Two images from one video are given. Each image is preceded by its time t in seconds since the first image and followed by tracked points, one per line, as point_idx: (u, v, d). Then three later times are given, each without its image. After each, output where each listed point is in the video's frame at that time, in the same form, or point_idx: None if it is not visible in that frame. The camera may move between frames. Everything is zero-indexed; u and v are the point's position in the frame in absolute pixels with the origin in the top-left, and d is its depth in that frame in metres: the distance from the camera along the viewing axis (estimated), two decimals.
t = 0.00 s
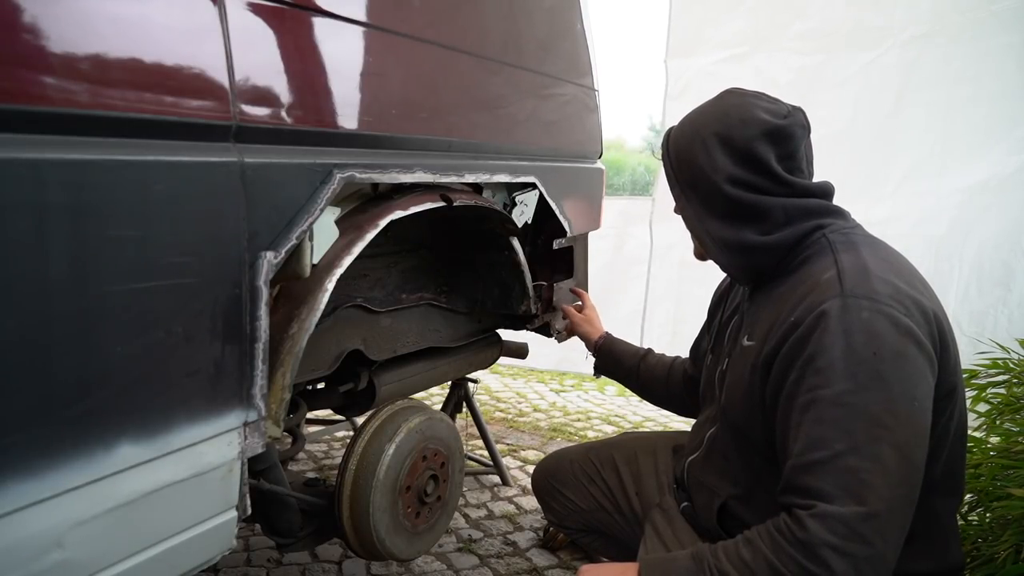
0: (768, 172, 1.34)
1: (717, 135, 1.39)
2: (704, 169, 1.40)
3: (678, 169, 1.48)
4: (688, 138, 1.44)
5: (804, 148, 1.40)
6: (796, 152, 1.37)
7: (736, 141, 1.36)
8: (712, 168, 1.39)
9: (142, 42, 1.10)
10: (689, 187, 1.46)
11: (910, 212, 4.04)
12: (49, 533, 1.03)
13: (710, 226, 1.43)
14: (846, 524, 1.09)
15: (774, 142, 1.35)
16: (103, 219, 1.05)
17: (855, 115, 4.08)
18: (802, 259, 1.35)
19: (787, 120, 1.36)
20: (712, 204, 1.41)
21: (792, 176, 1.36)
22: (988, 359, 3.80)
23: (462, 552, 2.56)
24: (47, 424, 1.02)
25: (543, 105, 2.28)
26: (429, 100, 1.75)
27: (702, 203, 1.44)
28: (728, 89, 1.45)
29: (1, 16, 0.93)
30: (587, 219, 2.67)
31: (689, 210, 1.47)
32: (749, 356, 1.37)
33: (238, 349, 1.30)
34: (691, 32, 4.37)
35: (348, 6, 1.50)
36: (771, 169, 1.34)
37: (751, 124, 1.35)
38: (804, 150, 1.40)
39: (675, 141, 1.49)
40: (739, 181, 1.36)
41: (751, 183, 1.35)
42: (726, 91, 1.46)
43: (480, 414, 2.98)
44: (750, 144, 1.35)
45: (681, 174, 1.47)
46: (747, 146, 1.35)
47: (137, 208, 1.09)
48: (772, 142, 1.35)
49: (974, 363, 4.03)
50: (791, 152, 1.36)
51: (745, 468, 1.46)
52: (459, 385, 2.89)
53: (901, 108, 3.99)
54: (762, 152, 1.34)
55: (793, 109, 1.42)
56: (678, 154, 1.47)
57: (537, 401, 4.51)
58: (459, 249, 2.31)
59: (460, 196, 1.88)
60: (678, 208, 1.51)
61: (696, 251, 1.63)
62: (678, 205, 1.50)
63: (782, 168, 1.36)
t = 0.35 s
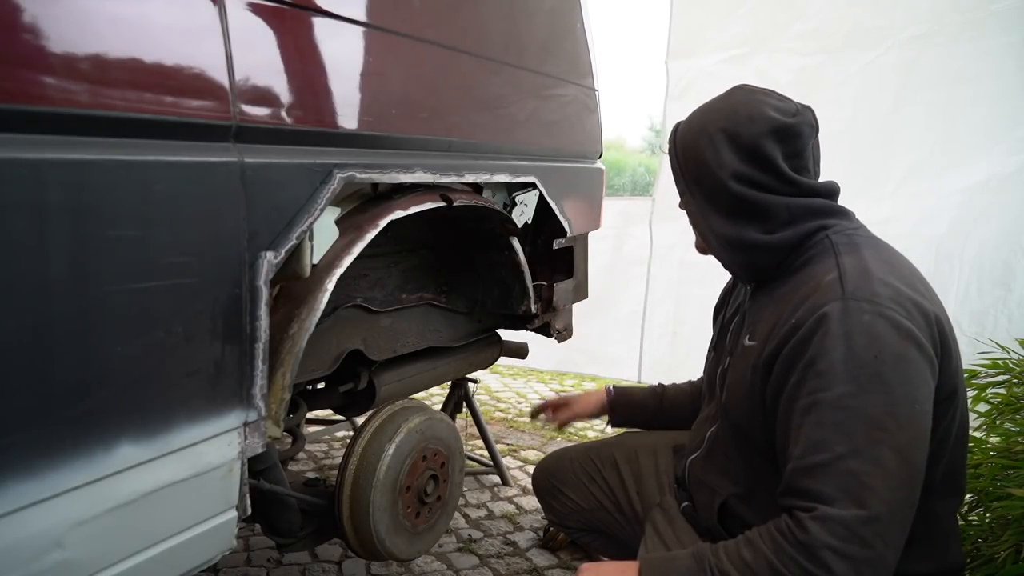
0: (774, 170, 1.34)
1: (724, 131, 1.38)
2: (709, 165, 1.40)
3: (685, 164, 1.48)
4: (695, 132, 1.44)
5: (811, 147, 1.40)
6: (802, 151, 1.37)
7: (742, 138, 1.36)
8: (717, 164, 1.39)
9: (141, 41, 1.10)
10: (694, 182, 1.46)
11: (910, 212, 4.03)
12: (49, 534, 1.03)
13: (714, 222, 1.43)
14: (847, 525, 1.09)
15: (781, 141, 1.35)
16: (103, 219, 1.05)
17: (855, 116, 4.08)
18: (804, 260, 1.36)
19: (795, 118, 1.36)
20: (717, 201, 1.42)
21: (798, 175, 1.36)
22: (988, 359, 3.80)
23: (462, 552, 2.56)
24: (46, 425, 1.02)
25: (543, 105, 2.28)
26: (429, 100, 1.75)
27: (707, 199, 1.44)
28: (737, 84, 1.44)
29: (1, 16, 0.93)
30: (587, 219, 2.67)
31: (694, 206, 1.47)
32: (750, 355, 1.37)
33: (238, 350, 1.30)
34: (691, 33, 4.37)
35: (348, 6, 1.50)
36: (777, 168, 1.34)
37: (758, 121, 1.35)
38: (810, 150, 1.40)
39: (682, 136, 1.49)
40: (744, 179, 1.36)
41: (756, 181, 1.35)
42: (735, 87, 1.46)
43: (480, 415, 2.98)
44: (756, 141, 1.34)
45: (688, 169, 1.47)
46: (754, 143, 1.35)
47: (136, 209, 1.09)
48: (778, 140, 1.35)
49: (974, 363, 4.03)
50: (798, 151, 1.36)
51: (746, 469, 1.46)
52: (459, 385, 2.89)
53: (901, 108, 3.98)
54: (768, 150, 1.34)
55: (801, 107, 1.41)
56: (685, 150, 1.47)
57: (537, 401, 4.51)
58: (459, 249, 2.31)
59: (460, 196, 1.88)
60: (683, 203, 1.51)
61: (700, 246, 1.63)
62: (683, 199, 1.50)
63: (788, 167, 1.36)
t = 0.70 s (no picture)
0: (780, 171, 1.34)
1: (729, 130, 1.38)
2: (715, 165, 1.40)
3: (690, 164, 1.48)
4: (700, 131, 1.44)
5: (817, 147, 1.40)
6: (808, 151, 1.37)
7: (749, 138, 1.36)
8: (723, 165, 1.38)
9: (141, 41, 1.10)
10: (700, 183, 1.46)
11: (909, 212, 4.03)
12: (50, 534, 1.03)
13: (720, 222, 1.43)
14: (849, 526, 1.10)
15: (788, 141, 1.35)
16: (103, 218, 1.04)
17: (854, 115, 4.08)
18: (811, 261, 1.36)
19: (801, 118, 1.36)
20: (723, 201, 1.41)
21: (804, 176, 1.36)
22: (988, 358, 3.80)
23: (462, 552, 2.56)
24: (47, 425, 1.02)
25: (544, 106, 2.28)
26: (430, 100, 1.75)
27: (713, 199, 1.44)
28: (743, 84, 1.44)
29: (1, 16, 0.93)
30: (587, 219, 2.67)
31: (699, 206, 1.47)
32: (755, 357, 1.37)
33: (238, 349, 1.30)
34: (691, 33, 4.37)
35: (348, 6, 1.50)
36: (784, 168, 1.34)
37: (765, 121, 1.34)
38: (816, 150, 1.40)
39: (688, 136, 1.49)
40: (751, 179, 1.36)
41: (762, 181, 1.35)
42: (741, 86, 1.46)
43: (480, 415, 2.98)
44: (763, 142, 1.34)
45: (693, 169, 1.47)
46: (761, 143, 1.34)
47: (137, 210, 1.09)
48: (785, 140, 1.35)
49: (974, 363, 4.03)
50: (805, 151, 1.36)
51: (750, 470, 1.46)
52: (459, 385, 2.89)
53: (900, 108, 3.99)
54: (775, 150, 1.34)
55: (807, 107, 1.41)
56: (690, 149, 1.47)
57: (537, 401, 4.51)
58: (459, 249, 2.31)
59: (460, 196, 1.88)
60: (688, 203, 1.51)
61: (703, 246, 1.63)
62: (688, 198, 1.50)
63: (794, 168, 1.36)
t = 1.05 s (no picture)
0: (782, 173, 1.34)
1: (730, 133, 1.38)
2: (716, 168, 1.40)
3: (690, 167, 1.48)
4: (700, 134, 1.44)
5: (817, 148, 1.40)
6: (808, 152, 1.37)
7: (750, 140, 1.35)
8: (724, 167, 1.38)
9: (141, 42, 1.10)
10: (700, 185, 1.46)
11: (910, 211, 4.03)
12: (50, 534, 1.03)
13: (721, 225, 1.43)
14: (848, 526, 1.10)
15: (788, 142, 1.35)
16: (103, 218, 1.04)
17: (854, 115, 4.08)
18: (811, 263, 1.36)
19: (801, 119, 1.35)
20: (724, 203, 1.41)
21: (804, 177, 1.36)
22: (988, 358, 3.79)
23: (462, 552, 2.55)
24: (47, 425, 1.02)
25: (544, 106, 2.28)
26: (429, 100, 1.74)
27: (712, 202, 1.44)
28: (742, 86, 1.44)
29: (1, 17, 0.93)
30: (587, 219, 2.67)
31: (698, 209, 1.47)
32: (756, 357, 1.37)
33: (238, 350, 1.30)
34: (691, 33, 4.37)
35: (348, 6, 1.50)
36: (785, 169, 1.33)
37: (765, 123, 1.34)
38: (816, 150, 1.40)
39: (687, 137, 1.48)
40: (752, 181, 1.36)
41: (763, 183, 1.35)
42: (740, 87, 1.46)
43: (480, 415, 2.98)
44: (764, 144, 1.34)
45: (694, 171, 1.47)
46: (761, 145, 1.34)
47: (137, 210, 1.09)
48: (786, 142, 1.34)
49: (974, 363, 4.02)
50: (805, 152, 1.36)
51: (750, 471, 1.46)
52: (459, 385, 2.89)
53: (900, 108, 3.99)
54: (776, 152, 1.33)
55: (807, 108, 1.41)
56: (690, 152, 1.46)
57: (537, 401, 4.51)
58: (459, 249, 2.31)
59: (460, 196, 1.88)
60: (688, 205, 1.51)
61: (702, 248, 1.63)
62: (687, 200, 1.50)
63: (796, 169, 1.36)
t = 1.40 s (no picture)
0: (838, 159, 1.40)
1: (813, 112, 1.37)
2: (792, 138, 1.34)
3: (760, 130, 1.36)
4: (772, 101, 1.38)
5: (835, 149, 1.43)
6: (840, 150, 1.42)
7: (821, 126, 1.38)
8: (806, 135, 1.33)
9: (142, 42, 1.10)
10: (772, 149, 1.34)
11: (909, 211, 4.02)
12: (49, 533, 1.03)
13: (783, 195, 1.35)
14: (858, 513, 1.10)
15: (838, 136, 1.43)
16: (103, 218, 1.04)
17: (854, 115, 4.08)
18: (819, 258, 1.37)
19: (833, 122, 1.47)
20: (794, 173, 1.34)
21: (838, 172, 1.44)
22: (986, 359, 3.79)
23: (462, 552, 2.56)
24: (47, 425, 1.02)
25: (544, 106, 2.28)
26: (430, 100, 1.74)
27: (776, 168, 1.34)
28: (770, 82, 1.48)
29: (1, 17, 0.93)
30: (587, 219, 2.67)
31: (761, 168, 1.34)
32: (761, 351, 1.37)
33: (239, 350, 1.30)
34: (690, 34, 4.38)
35: (348, 6, 1.50)
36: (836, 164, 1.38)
37: (823, 112, 1.41)
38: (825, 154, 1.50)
39: (745, 104, 1.39)
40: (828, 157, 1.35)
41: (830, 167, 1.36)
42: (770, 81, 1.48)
43: (480, 414, 2.98)
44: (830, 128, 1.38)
45: (762, 135, 1.36)
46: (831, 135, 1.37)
47: (136, 210, 1.09)
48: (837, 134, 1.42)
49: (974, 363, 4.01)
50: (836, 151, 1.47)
51: (751, 470, 1.46)
52: (459, 385, 2.89)
53: (899, 108, 3.99)
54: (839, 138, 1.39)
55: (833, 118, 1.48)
56: (759, 117, 1.37)
57: (537, 401, 4.51)
58: (459, 249, 2.31)
59: (460, 196, 1.88)
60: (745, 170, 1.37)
61: (711, 216, 1.47)
62: (751, 154, 1.35)
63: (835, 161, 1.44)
